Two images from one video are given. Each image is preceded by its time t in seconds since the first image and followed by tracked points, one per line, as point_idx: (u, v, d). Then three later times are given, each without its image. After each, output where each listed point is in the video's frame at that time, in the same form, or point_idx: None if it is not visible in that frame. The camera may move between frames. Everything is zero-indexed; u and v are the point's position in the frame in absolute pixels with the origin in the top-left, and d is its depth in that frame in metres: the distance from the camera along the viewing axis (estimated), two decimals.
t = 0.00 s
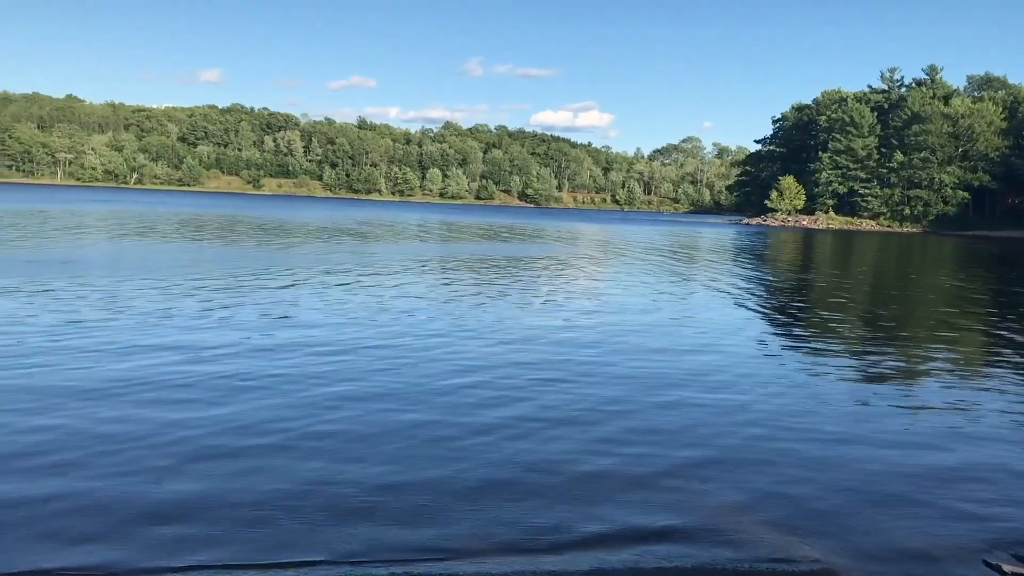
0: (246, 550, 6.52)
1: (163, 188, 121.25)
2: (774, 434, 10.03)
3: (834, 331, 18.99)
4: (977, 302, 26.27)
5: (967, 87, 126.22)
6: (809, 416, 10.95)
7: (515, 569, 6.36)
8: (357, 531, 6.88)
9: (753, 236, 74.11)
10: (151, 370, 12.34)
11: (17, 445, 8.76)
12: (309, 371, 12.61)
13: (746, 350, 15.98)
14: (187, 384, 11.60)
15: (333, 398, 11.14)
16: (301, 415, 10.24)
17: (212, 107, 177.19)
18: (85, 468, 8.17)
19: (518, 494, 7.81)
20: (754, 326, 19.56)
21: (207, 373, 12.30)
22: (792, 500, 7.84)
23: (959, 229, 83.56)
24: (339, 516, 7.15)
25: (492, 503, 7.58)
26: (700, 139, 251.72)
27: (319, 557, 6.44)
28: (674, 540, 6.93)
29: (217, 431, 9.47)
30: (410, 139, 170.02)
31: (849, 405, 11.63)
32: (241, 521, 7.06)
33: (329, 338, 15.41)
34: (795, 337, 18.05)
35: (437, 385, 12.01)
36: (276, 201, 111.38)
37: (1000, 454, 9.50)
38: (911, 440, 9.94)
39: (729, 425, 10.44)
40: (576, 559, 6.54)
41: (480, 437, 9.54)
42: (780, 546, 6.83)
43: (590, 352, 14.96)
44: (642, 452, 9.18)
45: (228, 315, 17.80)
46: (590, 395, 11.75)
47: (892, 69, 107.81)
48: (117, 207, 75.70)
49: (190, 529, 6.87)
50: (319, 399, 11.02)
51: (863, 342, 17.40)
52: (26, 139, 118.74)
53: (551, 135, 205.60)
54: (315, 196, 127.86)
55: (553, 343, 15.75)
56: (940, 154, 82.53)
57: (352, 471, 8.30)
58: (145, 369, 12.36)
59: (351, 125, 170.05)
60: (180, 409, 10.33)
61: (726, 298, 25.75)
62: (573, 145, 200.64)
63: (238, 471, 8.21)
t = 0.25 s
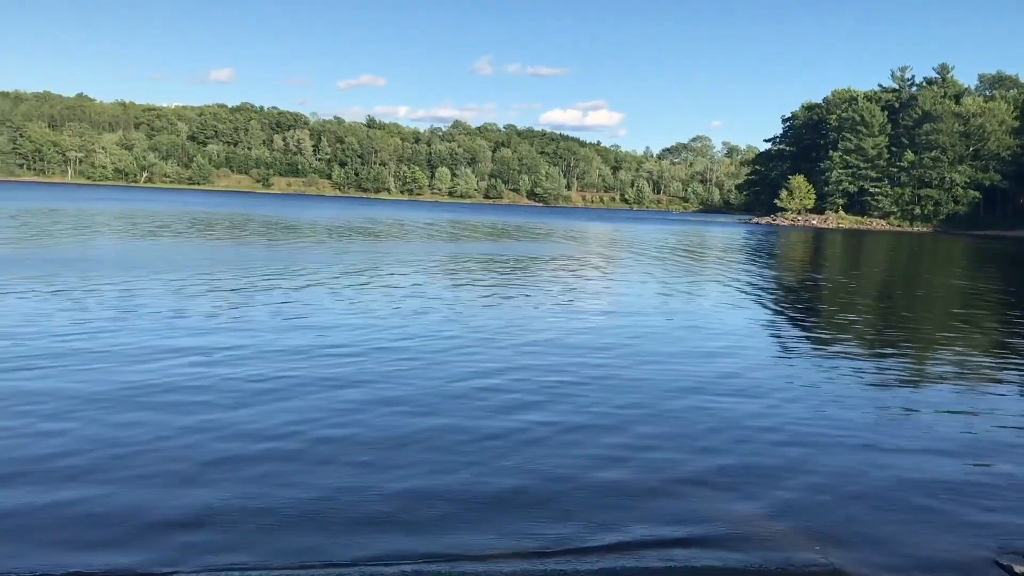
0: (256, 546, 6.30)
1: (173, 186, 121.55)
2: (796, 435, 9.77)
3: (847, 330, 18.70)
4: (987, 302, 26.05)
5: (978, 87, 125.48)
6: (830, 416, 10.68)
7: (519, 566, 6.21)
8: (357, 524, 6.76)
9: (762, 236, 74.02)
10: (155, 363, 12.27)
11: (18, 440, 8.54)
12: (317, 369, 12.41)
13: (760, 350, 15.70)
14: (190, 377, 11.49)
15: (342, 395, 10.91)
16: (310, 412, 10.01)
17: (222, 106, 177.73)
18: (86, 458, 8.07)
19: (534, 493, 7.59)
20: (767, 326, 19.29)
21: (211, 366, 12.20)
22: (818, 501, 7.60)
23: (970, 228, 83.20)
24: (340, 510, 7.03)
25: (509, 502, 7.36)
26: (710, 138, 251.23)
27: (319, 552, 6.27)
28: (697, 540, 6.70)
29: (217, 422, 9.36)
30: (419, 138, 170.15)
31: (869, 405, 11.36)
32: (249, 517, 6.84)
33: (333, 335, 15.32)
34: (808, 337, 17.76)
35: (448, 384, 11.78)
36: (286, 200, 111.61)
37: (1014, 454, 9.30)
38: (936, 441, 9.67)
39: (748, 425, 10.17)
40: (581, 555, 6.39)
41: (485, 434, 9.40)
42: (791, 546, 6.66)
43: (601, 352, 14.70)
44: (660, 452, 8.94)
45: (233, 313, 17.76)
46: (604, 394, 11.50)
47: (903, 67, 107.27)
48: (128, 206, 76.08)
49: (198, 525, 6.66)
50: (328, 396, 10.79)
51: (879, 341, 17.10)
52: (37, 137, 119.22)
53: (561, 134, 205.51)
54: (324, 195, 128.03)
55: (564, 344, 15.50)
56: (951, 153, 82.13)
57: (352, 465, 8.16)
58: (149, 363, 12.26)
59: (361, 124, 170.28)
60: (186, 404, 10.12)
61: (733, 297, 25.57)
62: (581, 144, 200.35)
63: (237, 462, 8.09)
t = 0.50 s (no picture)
0: (258, 547, 6.37)
1: (184, 185, 122.07)
2: (800, 433, 9.78)
3: (855, 330, 18.68)
4: (998, 301, 25.90)
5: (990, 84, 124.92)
6: (835, 415, 10.67)
7: (527, 565, 6.23)
8: (365, 526, 6.79)
9: (772, 235, 73.88)
10: (166, 365, 12.33)
11: (24, 442, 8.62)
12: (323, 368, 12.46)
13: (767, 349, 15.67)
14: (201, 379, 11.55)
15: (347, 396, 10.96)
16: (315, 412, 10.07)
17: (232, 105, 178.23)
18: (97, 461, 8.12)
19: (537, 491, 7.64)
20: (775, 325, 19.22)
21: (222, 368, 12.24)
22: (819, 499, 7.62)
23: (982, 226, 82.90)
24: (349, 512, 7.06)
25: (511, 501, 7.41)
26: (720, 136, 250.77)
27: (328, 553, 6.31)
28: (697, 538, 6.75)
29: (227, 424, 9.41)
30: (428, 137, 170.32)
31: (874, 404, 11.35)
32: (253, 518, 6.90)
33: (343, 334, 15.38)
34: (816, 336, 17.73)
35: (453, 383, 11.82)
36: (297, 198, 111.94)
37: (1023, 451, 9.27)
38: (942, 439, 9.66)
39: (752, 424, 10.18)
40: (590, 555, 6.41)
41: (493, 433, 9.42)
42: (799, 544, 6.65)
43: (606, 350, 14.72)
44: (663, 451, 8.97)
45: (244, 313, 17.84)
46: (609, 393, 11.51)
47: (914, 65, 106.88)
48: (139, 205, 76.37)
49: (201, 527, 6.71)
50: (334, 397, 10.84)
51: (887, 340, 17.07)
52: (49, 136, 119.89)
53: (570, 133, 205.39)
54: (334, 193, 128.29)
55: (570, 343, 15.52)
56: (962, 151, 81.81)
57: (361, 465, 8.20)
58: (160, 365, 12.33)
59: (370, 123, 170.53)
60: (192, 405, 10.19)
61: (743, 296, 25.53)
62: (591, 142, 200.26)
63: (247, 464, 8.13)
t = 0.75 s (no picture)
0: (265, 545, 6.45)
1: (192, 185, 122.32)
2: (805, 432, 9.83)
3: (864, 329, 18.64)
4: (1008, 301, 25.77)
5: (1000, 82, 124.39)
6: (841, 413, 10.70)
7: (536, 566, 6.26)
8: (375, 528, 6.83)
9: (780, 234, 73.77)
10: (177, 367, 12.40)
11: (38, 444, 8.69)
12: (330, 369, 12.53)
13: (773, 346, 15.71)
14: (211, 381, 11.61)
15: (354, 396, 11.02)
16: (323, 412, 10.15)
17: (240, 105, 178.64)
18: (109, 464, 8.18)
19: (540, 490, 7.72)
20: (784, 324, 19.16)
21: (232, 370, 12.30)
22: (824, 497, 7.68)
23: (990, 226, 82.67)
24: (358, 513, 7.11)
25: (515, 500, 7.46)
26: (727, 135, 250.40)
27: (339, 554, 6.36)
28: (701, 536, 6.83)
29: (238, 427, 9.46)
30: (435, 136, 170.43)
31: (878, 402, 11.41)
32: (264, 519, 6.95)
33: (352, 336, 15.43)
34: (820, 335, 17.75)
35: (460, 382, 11.88)
36: (305, 198, 112.13)
37: None
38: (948, 438, 9.70)
39: (758, 422, 10.23)
40: (599, 556, 6.43)
41: (503, 435, 9.45)
42: (809, 545, 6.66)
43: (614, 349, 14.75)
44: (669, 449, 9.04)
45: (253, 314, 17.90)
46: (616, 392, 11.56)
47: (923, 64, 106.53)
48: (148, 204, 76.60)
49: (210, 525, 6.80)
50: (339, 397, 10.90)
51: (897, 340, 17.00)
52: (57, 135, 120.28)
53: (578, 132, 205.29)
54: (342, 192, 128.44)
55: (577, 341, 15.58)
56: (972, 150, 81.54)
57: (371, 467, 8.24)
58: (171, 367, 12.39)
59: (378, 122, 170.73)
60: (200, 406, 10.28)
61: (751, 295, 25.48)
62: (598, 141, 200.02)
63: (256, 466, 8.19)
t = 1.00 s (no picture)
0: (273, 544, 6.40)
1: (200, 185, 122.74)
2: (817, 430, 9.75)
3: (872, 328, 18.54)
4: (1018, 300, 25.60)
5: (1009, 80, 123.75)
6: (852, 411, 10.61)
7: (544, 561, 6.27)
8: (382, 521, 6.85)
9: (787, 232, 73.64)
10: (184, 364, 12.43)
11: (48, 439, 8.72)
12: (338, 367, 12.48)
13: (782, 346, 15.62)
14: (218, 377, 11.64)
15: (362, 392, 10.97)
16: (331, 408, 10.09)
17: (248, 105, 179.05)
18: (119, 457, 8.21)
19: (551, 487, 7.66)
20: (792, 323, 19.09)
21: (239, 366, 12.33)
22: (838, 496, 7.59)
23: (1000, 224, 82.36)
24: (366, 507, 7.12)
25: (526, 497, 7.39)
26: (735, 133, 249.93)
27: (346, 548, 6.38)
28: (714, 536, 6.75)
29: (245, 421, 9.48)
30: (442, 135, 170.51)
31: (891, 400, 11.31)
32: (272, 513, 6.97)
33: (360, 334, 15.45)
34: (830, 334, 17.65)
35: (467, 380, 11.82)
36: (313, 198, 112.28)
37: None
38: (962, 437, 9.60)
39: (769, 420, 10.14)
40: (606, 551, 6.44)
41: (510, 429, 9.45)
42: (816, 541, 6.66)
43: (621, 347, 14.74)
44: (680, 446, 8.97)
45: (261, 313, 17.95)
46: (626, 389, 11.49)
47: (932, 61, 106.09)
48: (156, 204, 76.82)
49: (218, 523, 6.75)
50: (348, 394, 10.84)
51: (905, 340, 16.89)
52: (66, 136, 120.90)
53: (585, 131, 205.11)
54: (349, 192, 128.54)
55: (586, 340, 15.52)
56: (980, 148, 81.20)
57: (378, 461, 8.24)
58: (178, 364, 12.42)
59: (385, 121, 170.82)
60: (208, 403, 10.24)
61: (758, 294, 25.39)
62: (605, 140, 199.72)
63: (263, 459, 8.23)
